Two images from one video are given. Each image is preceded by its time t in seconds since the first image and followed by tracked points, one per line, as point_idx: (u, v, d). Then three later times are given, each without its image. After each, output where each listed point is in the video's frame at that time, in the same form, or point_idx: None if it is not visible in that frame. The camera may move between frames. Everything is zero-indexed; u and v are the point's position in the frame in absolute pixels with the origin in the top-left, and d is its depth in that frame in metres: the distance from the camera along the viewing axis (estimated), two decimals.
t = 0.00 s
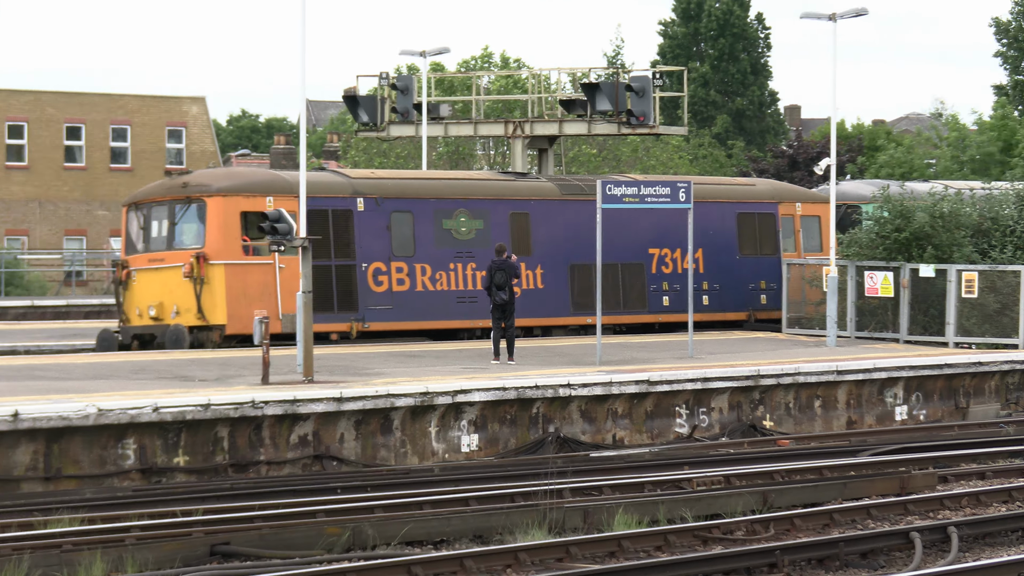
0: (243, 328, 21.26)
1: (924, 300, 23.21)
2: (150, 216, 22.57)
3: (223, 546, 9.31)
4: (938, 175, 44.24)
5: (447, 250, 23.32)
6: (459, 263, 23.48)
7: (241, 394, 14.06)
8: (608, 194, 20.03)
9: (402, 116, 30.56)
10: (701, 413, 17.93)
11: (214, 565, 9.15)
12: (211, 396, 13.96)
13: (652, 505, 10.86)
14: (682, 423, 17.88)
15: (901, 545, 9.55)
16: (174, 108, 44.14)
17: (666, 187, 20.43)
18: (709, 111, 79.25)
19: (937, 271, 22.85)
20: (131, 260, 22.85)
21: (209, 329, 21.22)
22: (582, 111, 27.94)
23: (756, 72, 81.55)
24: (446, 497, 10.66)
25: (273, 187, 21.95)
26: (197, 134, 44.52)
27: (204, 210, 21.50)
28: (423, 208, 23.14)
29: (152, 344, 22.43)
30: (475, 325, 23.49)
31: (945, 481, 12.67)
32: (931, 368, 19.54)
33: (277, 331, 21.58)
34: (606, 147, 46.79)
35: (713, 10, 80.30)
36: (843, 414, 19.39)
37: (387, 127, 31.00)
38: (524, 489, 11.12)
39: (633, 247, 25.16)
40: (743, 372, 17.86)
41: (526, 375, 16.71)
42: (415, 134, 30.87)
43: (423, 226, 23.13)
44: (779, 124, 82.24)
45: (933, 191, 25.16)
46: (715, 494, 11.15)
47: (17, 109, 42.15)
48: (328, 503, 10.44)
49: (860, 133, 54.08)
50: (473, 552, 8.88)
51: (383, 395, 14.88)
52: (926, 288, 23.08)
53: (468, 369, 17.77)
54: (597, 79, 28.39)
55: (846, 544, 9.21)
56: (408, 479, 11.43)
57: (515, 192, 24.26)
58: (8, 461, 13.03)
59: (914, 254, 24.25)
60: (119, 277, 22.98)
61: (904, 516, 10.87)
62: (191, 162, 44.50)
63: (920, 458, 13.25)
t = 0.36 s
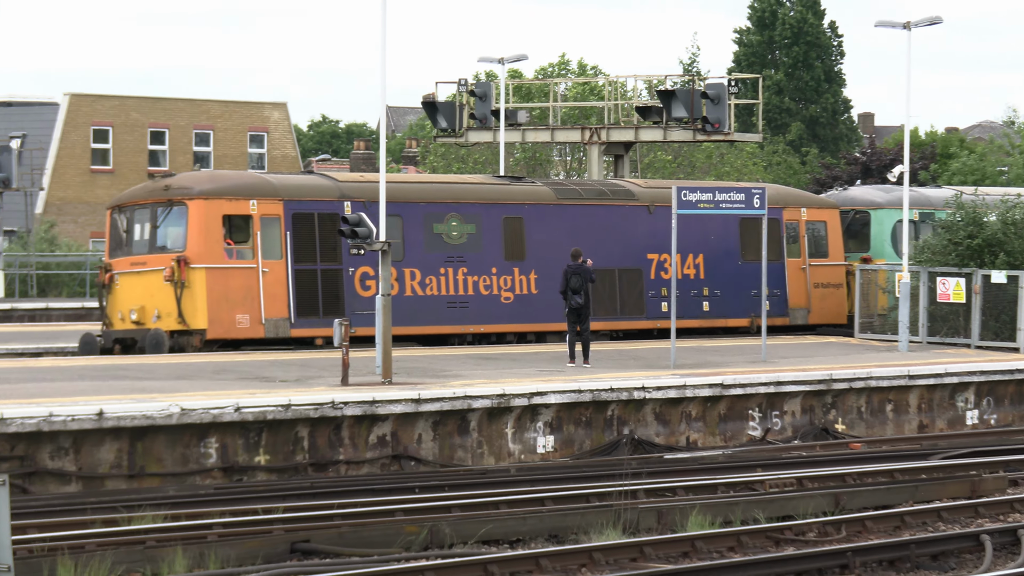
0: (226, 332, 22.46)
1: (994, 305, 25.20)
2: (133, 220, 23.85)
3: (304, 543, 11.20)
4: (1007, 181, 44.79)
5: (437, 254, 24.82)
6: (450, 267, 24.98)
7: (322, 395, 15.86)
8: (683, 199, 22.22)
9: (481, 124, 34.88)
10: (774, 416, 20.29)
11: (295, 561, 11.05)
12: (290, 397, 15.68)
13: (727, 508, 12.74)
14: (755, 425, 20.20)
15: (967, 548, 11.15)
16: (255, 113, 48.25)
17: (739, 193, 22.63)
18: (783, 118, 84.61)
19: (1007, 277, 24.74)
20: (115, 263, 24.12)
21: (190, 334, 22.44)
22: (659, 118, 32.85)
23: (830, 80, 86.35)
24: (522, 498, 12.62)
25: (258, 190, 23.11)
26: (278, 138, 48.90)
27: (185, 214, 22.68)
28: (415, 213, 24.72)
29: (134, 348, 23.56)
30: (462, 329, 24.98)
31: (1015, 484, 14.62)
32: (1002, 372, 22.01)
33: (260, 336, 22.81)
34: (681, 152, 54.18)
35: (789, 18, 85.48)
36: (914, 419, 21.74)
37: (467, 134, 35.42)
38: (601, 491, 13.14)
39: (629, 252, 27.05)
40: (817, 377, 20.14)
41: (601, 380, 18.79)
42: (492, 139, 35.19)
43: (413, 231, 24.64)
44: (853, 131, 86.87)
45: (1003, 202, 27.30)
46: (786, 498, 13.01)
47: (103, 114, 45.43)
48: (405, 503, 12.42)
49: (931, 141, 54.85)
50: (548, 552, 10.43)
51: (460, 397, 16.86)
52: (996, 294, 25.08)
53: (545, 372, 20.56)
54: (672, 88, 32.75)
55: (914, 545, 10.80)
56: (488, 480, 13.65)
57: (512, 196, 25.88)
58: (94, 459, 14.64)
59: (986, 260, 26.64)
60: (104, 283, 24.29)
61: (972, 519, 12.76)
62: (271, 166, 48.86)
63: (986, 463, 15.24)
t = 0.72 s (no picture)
0: (199, 328, 22.89)
1: None
2: (109, 218, 24.30)
3: (371, 528, 11.84)
4: None
5: (414, 253, 25.30)
6: (425, 265, 25.46)
7: (389, 385, 16.61)
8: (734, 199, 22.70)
9: (541, 127, 36.24)
10: (822, 408, 20.78)
11: (365, 544, 11.68)
12: (360, 387, 16.44)
13: (776, 494, 13.27)
14: (804, 416, 20.70)
15: (1006, 535, 11.58)
16: (328, 118, 49.88)
17: (791, 194, 22.84)
18: (832, 121, 85.91)
19: None
20: (90, 261, 24.48)
21: (164, 330, 22.92)
22: (712, 121, 34.11)
23: (876, 85, 88.31)
24: (581, 485, 13.19)
25: (233, 187, 23.64)
26: (349, 141, 50.49)
27: (159, 211, 23.18)
28: (390, 211, 25.21)
29: (112, 344, 23.78)
30: (439, 325, 25.43)
31: None
32: None
33: (234, 331, 23.31)
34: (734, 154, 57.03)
35: (835, 26, 86.76)
36: (956, 409, 22.40)
37: (527, 136, 36.83)
38: (658, 479, 13.59)
39: (607, 251, 27.52)
40: (862, 369, 20.74)
41: (656, 372, 19.34)
42: (553, 142, 36.47)
43: (389, 228, 25.12)
44: (899, 133, 87.97)
45: None
46: (834, 485, 13.60)
47: (182, 118, 46.46)
48: (469, 489, 13.05)
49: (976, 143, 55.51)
50: (605, 537, 11.01)
51: (522, 388, 17.51)
52: None
53: (602, 364, 21.12)
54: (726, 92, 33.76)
55: (959, 531, 11.24)
56: (547, 468, 14.28)
57: (491, 195, 26.18)
58: (173, 447, 15.36)
59: None
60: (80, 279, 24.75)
61: (1015, 504, 13.21)
62: (342, 167, 50.42)
63: None
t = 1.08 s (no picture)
0: (183, 324, 24.06)
1: None
2: (99, 220, 25.57)
3: (439, 509, 12.76)
4: None
5: (393, 253, 26.66)
6: (404, 265, 26.83)
7: (455, 377, 17.57)
8: (776, 205, 24.22)
9: (596, 137, 38.31)
10: (857, 399, 21.78)
11: (433, 523, 12.60)
12: (427, 378, 17.43)
13: (815, 480, 14.05)
14: (840, 407, 21.71)
15: None
16: (399, 128, 52.53)
17: (828, 199, 24.47)
18: (867, 133, 87.80)
19: None
20: (84, 260, 25.81)
21: (148, 327, 24.05)
22: (755, 132, 36.42)
23: (909, 99, 89.00)
24: (633, 470, 14.06)
25: (216, 191, 24.88)
26: (418, 150, 52.99)
27: (144, 213, 24.37)
28: (369, 214, 26.53)
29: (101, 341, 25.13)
30: (418, 323, 26.72)
31: None
32: None
33: (216, 328, 24.47)
34: (776, 162, 59.72)
35: (870, 42, 87.09)
36: (984, 401, 23.20)
37: (582, 146, 38.65)
38: (704, 465, 14.43)
39: (582, 252, 28.91)
40: (896, 363, 21.76)
41: (702, 365, 20.29)
42: (606, 151, 38.51)
43: (368, 230, 26.45)
44: (929, 143, 89.44)
45: None
46: (870, 472, 14.39)
47: (264, 128, 49.41)
48: (530, 473, 14.00)
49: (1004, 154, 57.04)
50: (656, 519, 11.86)
51: (578, 378, 18.43)
52: None
53: (654, 357, 22.02)
54: (767, 105, 35.91)
55: (986, 515, 12.16)
56: (601, 454, 15.21)
57: (464, 199, 27.78)
58: (255, 433, 16.48)
59: None
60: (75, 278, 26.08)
61: None
62: (411, 175, 52.84)
63: None
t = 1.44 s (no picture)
0: (184, 320, 25.33)
1: None
2: (105, 222, 26.93)
3: (511, 489, 13.84)
4: None
5: (387, 253, 27.79)
6: (399, 265, 27.93)
7: (526, 366, 18.68)
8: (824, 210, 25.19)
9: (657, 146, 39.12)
10: (899, 388, 22.93)
11: (507, 502, 13.69)
12: (501, 368, 18.54)
13: (860, 463, 15.05)
14: (883, 396, 22.85)
15: None
16: (475, 138, 55.35)
17: (873, 204, 25.45)
18: (910, 143, 86.95)
19: None
20: (92, 260, 27.19)
21: (149, 322, 25.32)
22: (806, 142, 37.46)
23: (948, 112, 87.45)
24: (691, 454, 15.06)
25: (216, 195, 26.24)
26: (492, 158, 56.12)
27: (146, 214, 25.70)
28: (366, 216, 27.66)
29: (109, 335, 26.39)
30: (411, 319, 27.78)
31: None
32: None
33: (215, 323, 25.70)
34: (824, 170, 61.17)
35: (910, 59, 85.93)
36: (1018, 391, 24.32)
37: (645, 155, 39.52)
38: (756, 449, 15.42)
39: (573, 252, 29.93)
40: (936, 356, 22.71)
41: (755, 356, 21.28)
42: (668, 159, 39.23)
43: (363, 231, 27.60)
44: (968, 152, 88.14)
45: None
46: (912, 455, 15.38)
47: (352, 138, 51.90)
48: (593, 457, 15.05)
49: None
50: (712, 499, 12.86)
51: (641, 369, 19.46)
52: None
53: (712, 349, 23.06)
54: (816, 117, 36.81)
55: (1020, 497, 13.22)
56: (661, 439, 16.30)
57: (458, 202, 28.76)
58: (343, 418, 17.76)
59: None
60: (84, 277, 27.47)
61: None
62: (486, 182, 55.76)
63: None
